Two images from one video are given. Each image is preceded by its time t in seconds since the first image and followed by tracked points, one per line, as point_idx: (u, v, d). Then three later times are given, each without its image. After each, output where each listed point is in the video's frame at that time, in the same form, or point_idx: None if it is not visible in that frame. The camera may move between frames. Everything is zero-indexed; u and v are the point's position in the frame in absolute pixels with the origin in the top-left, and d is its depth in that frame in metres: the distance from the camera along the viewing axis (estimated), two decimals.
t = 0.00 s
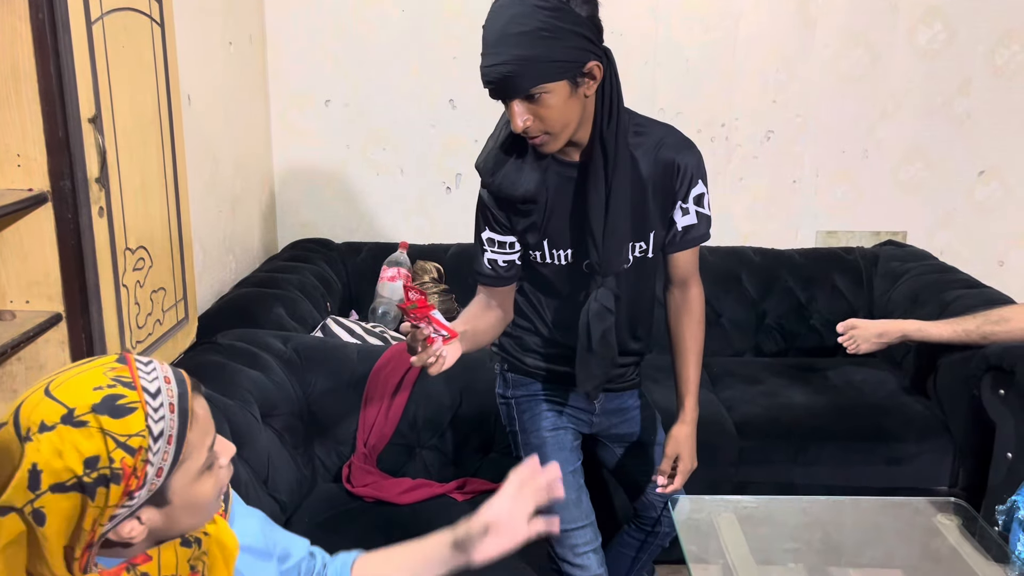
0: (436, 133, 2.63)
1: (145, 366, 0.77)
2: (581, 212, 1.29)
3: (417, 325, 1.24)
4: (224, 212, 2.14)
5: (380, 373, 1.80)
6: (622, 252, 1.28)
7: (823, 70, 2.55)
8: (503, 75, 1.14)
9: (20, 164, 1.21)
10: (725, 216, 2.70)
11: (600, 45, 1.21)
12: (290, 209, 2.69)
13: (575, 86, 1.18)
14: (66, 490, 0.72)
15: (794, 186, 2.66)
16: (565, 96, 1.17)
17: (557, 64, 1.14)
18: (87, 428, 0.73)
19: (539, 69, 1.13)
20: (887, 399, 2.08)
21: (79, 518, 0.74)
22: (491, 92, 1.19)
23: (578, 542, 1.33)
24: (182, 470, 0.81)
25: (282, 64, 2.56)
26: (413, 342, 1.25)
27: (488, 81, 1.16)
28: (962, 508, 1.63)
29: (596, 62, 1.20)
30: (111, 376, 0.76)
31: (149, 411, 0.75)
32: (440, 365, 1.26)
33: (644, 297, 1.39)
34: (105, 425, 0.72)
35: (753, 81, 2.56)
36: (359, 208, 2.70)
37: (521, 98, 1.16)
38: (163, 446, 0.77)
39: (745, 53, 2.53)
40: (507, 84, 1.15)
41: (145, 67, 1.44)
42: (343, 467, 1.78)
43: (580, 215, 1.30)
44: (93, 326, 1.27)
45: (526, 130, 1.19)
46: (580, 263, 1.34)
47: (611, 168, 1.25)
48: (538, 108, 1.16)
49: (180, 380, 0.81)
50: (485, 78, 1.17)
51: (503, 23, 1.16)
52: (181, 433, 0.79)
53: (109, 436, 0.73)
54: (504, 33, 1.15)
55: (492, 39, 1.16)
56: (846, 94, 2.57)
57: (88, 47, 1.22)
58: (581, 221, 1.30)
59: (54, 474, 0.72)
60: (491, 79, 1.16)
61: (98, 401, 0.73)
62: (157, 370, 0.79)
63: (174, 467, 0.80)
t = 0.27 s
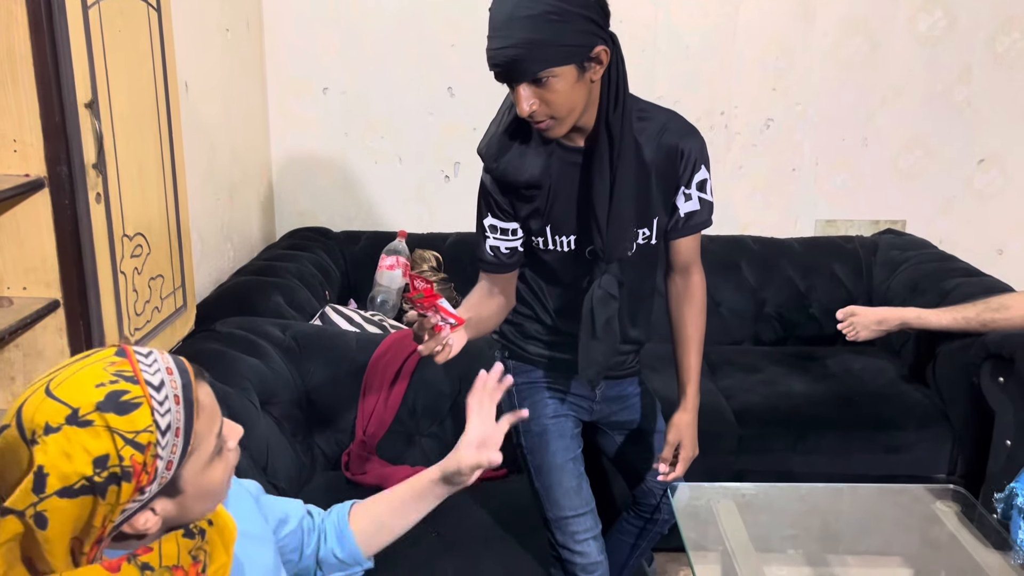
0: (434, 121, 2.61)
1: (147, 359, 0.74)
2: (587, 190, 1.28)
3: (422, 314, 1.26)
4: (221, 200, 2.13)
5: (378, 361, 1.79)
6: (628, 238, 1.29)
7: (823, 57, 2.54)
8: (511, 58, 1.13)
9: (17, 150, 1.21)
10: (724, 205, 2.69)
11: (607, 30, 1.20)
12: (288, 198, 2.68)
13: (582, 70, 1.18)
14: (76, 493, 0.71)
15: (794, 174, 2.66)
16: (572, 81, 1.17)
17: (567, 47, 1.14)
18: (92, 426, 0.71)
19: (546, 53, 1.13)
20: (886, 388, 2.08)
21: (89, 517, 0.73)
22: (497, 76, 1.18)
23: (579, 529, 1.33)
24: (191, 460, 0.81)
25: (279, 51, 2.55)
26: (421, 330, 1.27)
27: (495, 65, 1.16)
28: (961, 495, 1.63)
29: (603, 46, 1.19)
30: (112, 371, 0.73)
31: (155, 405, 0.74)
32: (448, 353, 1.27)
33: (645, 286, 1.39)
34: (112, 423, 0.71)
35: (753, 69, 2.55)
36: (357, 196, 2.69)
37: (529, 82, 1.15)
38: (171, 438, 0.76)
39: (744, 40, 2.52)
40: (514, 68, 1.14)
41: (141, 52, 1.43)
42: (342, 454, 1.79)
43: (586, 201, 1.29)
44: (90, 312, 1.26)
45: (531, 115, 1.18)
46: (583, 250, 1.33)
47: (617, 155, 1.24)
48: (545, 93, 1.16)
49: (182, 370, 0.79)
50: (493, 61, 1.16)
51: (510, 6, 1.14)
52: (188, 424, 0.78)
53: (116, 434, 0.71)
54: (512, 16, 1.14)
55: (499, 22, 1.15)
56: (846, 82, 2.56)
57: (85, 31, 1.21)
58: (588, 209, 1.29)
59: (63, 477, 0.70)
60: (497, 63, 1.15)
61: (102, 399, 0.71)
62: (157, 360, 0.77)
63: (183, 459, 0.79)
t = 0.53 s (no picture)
0: (431, 110, 2.60)
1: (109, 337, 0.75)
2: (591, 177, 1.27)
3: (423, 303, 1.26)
4: (217, 189, 2.12)
5: (375, 351, 1.79)
6: (632, 225, 1.27)
7: (821, 46, 2.53)
8: (517, 41, 1.13)
9: (9, 137, 1.18)
10: (722, 195, 2.69)
11: (613, 15, 1.19)
12: (284, 187, 2.67)
13: (587, 56, 1.17)
14: (51, 474, 0.71)
15: (792, 163, 2.65)
16: (577, 66, 1.16)
17: (574, 31, 1.13)
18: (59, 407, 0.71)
19: (553, 38, 1.12)
20: (883, 377, 2.08)
21: (68, 498, 0.73)
22: (501, 60, 1.17)
23: (577, 518, 1.33)
24: (165, 435, 0.80)
25: (274, 39, 2.53)
26: (421, 318, 1.26)
27: (500, 48, 1.15)
28: (957, 485, 1.63)
29: (608, 31, 1.18)
30: (74, 352, 0.74)
31: (120, 381, 0.74)
32: (449, 341, 1.26)
33: (646, 272, 1.38)
34: (77, 402, 0.71)
35: (752, 57, 2.54)
36: (353, 186, 2.68)
37: (533, 66, 1.14)
38: (140, 414, 0.75)
39: (742, 29, 2.51)
40: (519, 52, 1.13)
41: (134, 38, 1.41)
42: (338, 444, 1.79)
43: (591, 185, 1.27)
44: (85, 301, 1.26)
45: (535, 99, 1.17)
46: (585, 237, 1.32)
47: (622, 140, 1.23)
48: (549, 78, 1.15)
49: (147, 347, 0.79)
50: (497, 44, 1.15)
51: None
52: (157, 399, 0.77)
53: (83, 412, 0.71)
54: None
55: (507, 4, 1.14)
56: (844, 70, 2.55)
57: (76, 17, 1.19)
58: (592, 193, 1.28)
59: (36, 458, 0.70)
60: (502, 46, 1.14)
61: (65, 378, 0.71)
62: (120, 340, 0.77)
63: (157, 434, 0.78)
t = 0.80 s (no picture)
0: (426, 102, 2.58)
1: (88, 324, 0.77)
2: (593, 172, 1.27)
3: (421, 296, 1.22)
4: (210, 181, 2.11)
5: (369, 345, 1.77)
6: (637, 216, 1.27)
7: (818, 38, 2.52)
8: (517, 30, 1.11)
9: None
10: (718, 187, 2.68)
11: (613, 5, 1.18)
12: (278, 179, 2.65)
13: (587, 46, 1.16)
14: (36, 461, 0.73)
15: (788, 156, 2.64)
16: (576, 56, 1.15)
17: (573, 20, 1.12)
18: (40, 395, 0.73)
19: (553, 27, 1.11)
20: (878, 369, 2.08)
21: (55, 485, 0.75)
22: (500, 49, 1.16)
23: (573, 511, 1.33)
24: (150, 421, 0.82)
25: (268, 31, 2.51)
26: (420, 311, 1.22)
27: (499, 36, 1.14)
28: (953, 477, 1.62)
29: (609, 21, 1.17)
30: (54, 340, 0.75)
31: (100, 367, 0.75)
32: (447, 334, 1.24)
33: (645, 265, 1.37)
34: (57, 389, 0.73)
35: (748, 49, 2.53)
36: (347, 179, 2.67)
37: (533, 56, 1.13)
38: (123, 399, 0.77)
39: (739, 21, 2.50)
40: (519, 41, 1.12)
41: (126, 29, 1.40)
42: (333, 437, 1.78)
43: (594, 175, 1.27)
44: (76, 294, 1.25)
45: (535, 89, 1.16)
46: (583, 228, 1.32)
47: (626, 132, 1.22)
48: (549, 67, 1.14)
49: (127, 333, 0.80)
50: (496, 33, 1.14)
51: None
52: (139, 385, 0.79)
53: (64, 399, 0.73)
54: None
55: None
56: (840, 63, 2.55)
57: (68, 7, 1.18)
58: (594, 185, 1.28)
59: (20, 446, 0.73)
60: (502, 35, 1.13)
61: (45, 366, 0.73)
62: (100, 327, 0.79)
63: (141, 419, 0.80)
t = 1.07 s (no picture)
0: (420, 98, 2.58)
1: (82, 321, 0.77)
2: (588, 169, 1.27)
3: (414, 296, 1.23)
4: (204, 177, 2.10)
5: (364, 342, 1.76)
6: (631, 213, 1.27)
7: (812, 33, 2.52)
8: (513, 24, 1.11)
9: None
10: (713, 183, 2.68)
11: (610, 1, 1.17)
12: (272, 175, 2.65)
13: (583, 41, 1.15)
14: (19, 455, 0.74)
15: (783, 152, 2.64)
16: (572, 51, 1.14)
17: (570, 15, 1.12)
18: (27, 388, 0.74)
19: (549, 22, 1.10)
20: (873, 365, 2.09)
21: (38, 482, 0.76)
22: (497, 44, 1.16)
23: (568, 507, 1.32)
24: (138, 422, 0.82)
25: (262, 27, 2.50)
26: (415, 311, 1.25)
27: (496, 31, 1.13)
28: (947, 472, 1.63)
29: (606, 17, 1.16)
30: (48, 335, 0.76)
31: (88, 365, 0.76)
32: (443, 333, 1.24)
33: (641, 261, 1.37)
34: (42, 385, 0.73)
35: (743, 45, 2.53)
36: (342, 175, 2.66)
37: (529, 51, 1.13)
38: (108, 399, 0.78)
39: (734, 16, 2.50)
40: (515, 36, 1.12)
41: (118, 25, 1.39)
42: (328, 435, 1.77)
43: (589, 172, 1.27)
44: (68, 291, 1.24)
45: (530, 85, 1.16)
46: (579, 224, 1.32)
47: (620, 128, 1.22)
48: (545, 63, 1.13)
49: (121, 332, 0.81)
50: (493, 27, 1.13)
51: None
52: (129, 385, 0.80)
53: (48, 396, 0.74)
54: None
55: None
56: (835, 58, 2.54)
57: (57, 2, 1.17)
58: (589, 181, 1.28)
59: (5, 439, 0.74)
60: (499, 29, 1.13)
61: (34, 360, 0.74)
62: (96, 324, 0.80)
63: (128, 420, 0.80)
